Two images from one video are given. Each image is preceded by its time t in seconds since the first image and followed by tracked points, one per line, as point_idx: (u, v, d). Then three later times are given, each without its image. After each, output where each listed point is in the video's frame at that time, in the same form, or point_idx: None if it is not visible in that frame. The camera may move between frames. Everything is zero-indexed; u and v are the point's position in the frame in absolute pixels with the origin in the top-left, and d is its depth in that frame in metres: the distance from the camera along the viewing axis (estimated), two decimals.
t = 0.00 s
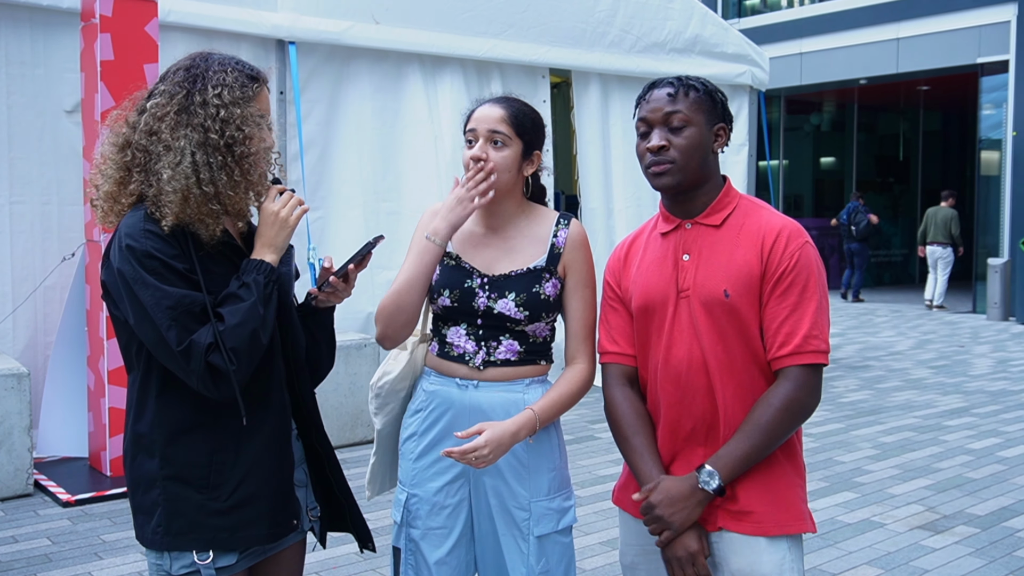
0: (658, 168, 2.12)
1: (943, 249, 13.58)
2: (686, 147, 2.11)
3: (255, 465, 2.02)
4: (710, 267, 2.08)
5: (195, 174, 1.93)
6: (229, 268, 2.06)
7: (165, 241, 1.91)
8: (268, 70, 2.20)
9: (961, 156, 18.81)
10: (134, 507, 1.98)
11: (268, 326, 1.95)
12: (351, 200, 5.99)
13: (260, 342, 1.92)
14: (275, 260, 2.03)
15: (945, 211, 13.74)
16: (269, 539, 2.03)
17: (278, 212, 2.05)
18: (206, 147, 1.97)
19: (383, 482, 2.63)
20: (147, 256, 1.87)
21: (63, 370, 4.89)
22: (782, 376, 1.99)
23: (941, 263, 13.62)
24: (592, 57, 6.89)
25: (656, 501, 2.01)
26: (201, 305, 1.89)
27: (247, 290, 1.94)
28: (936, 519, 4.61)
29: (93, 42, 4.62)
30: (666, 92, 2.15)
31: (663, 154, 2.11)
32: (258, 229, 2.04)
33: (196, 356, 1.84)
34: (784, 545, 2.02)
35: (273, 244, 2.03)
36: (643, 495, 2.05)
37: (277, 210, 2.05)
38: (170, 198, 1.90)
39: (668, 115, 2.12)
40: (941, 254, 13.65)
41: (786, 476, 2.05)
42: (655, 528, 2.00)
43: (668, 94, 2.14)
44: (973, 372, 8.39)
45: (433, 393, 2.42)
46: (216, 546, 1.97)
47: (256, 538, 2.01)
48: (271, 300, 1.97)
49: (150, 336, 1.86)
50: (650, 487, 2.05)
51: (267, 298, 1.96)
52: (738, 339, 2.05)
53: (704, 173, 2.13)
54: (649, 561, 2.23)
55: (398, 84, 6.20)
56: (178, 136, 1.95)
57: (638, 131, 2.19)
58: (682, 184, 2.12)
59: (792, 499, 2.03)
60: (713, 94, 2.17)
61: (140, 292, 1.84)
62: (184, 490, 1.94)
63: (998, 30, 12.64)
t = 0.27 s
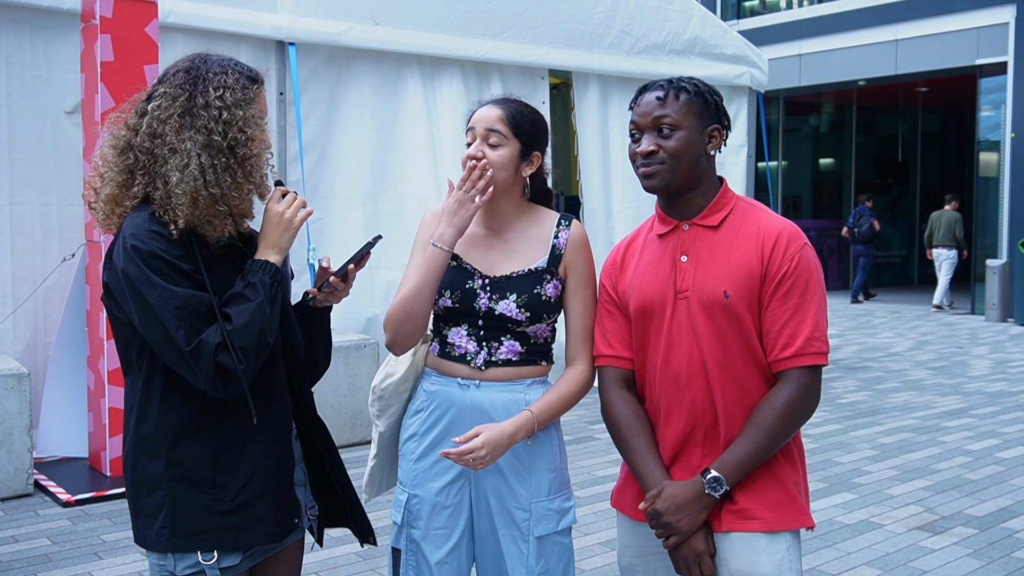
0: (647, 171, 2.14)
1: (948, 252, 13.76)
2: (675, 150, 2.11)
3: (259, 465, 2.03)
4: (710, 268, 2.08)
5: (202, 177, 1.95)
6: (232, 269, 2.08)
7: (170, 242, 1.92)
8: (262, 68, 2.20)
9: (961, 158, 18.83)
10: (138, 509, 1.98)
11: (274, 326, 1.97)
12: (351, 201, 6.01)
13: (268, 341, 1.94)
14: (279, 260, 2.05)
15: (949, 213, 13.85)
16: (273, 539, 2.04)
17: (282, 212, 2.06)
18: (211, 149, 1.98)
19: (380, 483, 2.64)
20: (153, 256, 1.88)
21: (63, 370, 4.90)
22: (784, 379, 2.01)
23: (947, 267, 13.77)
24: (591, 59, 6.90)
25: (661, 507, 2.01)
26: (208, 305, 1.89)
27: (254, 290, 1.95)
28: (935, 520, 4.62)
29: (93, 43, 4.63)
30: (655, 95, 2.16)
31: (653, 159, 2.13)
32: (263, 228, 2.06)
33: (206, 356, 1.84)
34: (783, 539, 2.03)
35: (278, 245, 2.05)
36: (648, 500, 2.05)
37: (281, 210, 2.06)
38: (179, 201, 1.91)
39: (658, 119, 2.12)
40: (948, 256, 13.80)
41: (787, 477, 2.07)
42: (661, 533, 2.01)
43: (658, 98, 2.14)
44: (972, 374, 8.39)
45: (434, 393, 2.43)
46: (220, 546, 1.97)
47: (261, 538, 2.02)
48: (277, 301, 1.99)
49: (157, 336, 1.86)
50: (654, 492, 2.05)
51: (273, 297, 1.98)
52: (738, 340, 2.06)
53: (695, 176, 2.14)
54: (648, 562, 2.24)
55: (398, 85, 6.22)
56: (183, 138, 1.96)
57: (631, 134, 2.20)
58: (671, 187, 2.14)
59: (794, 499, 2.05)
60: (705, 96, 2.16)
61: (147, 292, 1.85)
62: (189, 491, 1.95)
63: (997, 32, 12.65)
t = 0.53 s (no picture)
0: (648, 173, 2.16)
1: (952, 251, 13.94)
2: (675, 151, 2.13)
3: (264, 466, 2.03)
4: (713, 269, 2.09)
5: (205, 178, 1.96)
6: (235, 271, 2.08)
7: (174, 245, 1.93)
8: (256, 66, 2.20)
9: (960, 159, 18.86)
10: (142, 510, 1.99)
11: (279, 327, 1.98)
12: (351, 201, 6.01)
13: (273, 342, 1.94)
14: (284, 261, 2.05)
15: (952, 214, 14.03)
16: (278, 539, 2.05)
17: (289, 215, 2.07)
18: (212, 150, 1.99)
19: (385, 481, 2.65)
20: (157, 260, 1.88)
21: (63, 370, 4.90)
22: (781, 380, 2.01)
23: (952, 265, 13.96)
24: (591, 59, 6.91)
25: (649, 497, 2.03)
26: (212, 307, 1.90)
27: (259, 291, 1.96)
28: (934, 521, 4.63)
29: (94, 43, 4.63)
30: (652, 99, 2.18)
31: (652, 161, 2.15)
32: (268, 231, 2.06)
33: (211, 358, 1.84)
34: (778, 539, 2.03)
35: (282, 246, 2.05)
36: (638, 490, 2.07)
37: (287, 212, 2.07)
38: (184, 203, 1.92)
39: (654, 123, 2.14)
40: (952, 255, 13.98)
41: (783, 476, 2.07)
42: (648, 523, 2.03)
43: (654, 101, 2.17)
44: (971, 374, 8.40)
45: (434, 393, 2.44)
46: (225, 547, 1.98)
47: (266, 539, 2.03)
48: (282, 302, 1.99)
49: (161, 339, 1.86)
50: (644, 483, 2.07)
51: (278, 298, 1.98)
52: (739, 340, 2.06)
53: (698, 175, 2.15)
54: (646, 562, 2.25)
55: (398, 85, 6.22)
56: (184, 140, 1.96)
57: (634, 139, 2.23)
58: (674, 188, 2.15)
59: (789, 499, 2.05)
60: (705, 94, 2.17)
61: (152, 295, 1.85)
62: (194, 493, 1.95)
63: (995, 34, 12.67)
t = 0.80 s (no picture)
0: (656, 166, 2.16)
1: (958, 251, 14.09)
2: (687, 149, 2.12)
3: (268, 467, 2.03)
4: (712, 272, 2.10)
5: (207, 179, 1.96)
6: (236, 272, 2.09)
7: (174, 246, 1.93)
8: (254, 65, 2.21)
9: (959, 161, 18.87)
10: (145, 511, 2.00)
11: (280, 329, 1.98)
12: (352, 201, 6.02)
13: (273, 344, 1.95)
14: (285, 262, 2.05)
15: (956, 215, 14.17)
16: (281, 539, 2.05)
17: (288, 215, 2.07)
18: (213, 150, 1.99)
19: (393, 475, 2.69)
20: (157, 261, 1.89)
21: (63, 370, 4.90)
22: (777, 385, 2.02)
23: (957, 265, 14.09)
24: (592, 61, 6.92)
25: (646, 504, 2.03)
26: (212, 309, 1.91)
27: (259, 292, 1.96)
28: (933, 522, 4.63)
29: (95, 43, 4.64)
30: (672, 94, 2.17)
31: (661, 154, 2.15)
32: (269, 230, 2.06)
33: (212, 361, 1.85)
34: (778, 541, 2.03)
35: (284, 246, 2.05)
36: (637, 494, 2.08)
37: (287, 213, 2.07)
38: (187, 205, 1.93)
39: (669, 117, 2.14)
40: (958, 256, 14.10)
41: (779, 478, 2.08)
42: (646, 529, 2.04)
43: (673, 96, 2.16)
44: (970, 375, 8.41)
45: (434, 393, 2.45)
46: (228, 548, 1.98)
47: (269, 539, 2.03)
48: (282, 303, 2.00)
49: (162, 341, 1.87)
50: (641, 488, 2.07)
51: (279, 300, 1.98)
52: (737, 345, 2.07)
53: (705, 176, 2.15)
54: (645, 563, 2.25)
55: (399, 86, 6.23)
56: (186, 141, 1.97)
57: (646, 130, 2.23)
58: (679, 185, 2.15)
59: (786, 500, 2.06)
60: (724, 98, 2.17)
61: (152, 298, 1.86)
62: (197, 493, 1.96)
63: (995, 35, 12.68)
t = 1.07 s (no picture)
0: (658, 168, 2.17)
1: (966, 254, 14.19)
2: (689, 151, 2.13)
3: (268, 467, 2.05)
4: (713, 273, 2.10)
5: (217, 175, 1.98)
6: (239, 273, 2.10)
7: (179, 245, 1.94)
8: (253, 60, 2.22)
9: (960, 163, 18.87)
10: (146, 510, 2.00)
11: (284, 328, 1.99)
12: (352, 202, 6.03)
13: (277, 345, 1.96)
14: (288, 262, 2.07)
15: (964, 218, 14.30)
16: (281, 539, 2.06)
17: (294, 216, 2.09)
18: (220, 146, 2.00)
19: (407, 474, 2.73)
20: (163, 260, 1.90)
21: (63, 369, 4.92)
22: (778, 385, 2.02)
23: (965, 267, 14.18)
24: (592, 62, 6.93)
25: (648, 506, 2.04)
26: (216, 308, 1.92)
27: (264, 293, 1.97)
28: (933, 523, 4.63)
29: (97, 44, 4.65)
30: (675, 95, 2.18)
31: (663, 156, 2.16)
32: (274, 231, 2.08)
33: (216, 360, 1.86)
34: (778, 542, 2.03)
35: (288, 247, 2.07)
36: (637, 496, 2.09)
37: (292, 213, 2.09)
38: (200, 202, 1.95)
39: (671, 118, 2.15)
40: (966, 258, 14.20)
41: (783, 481, 2.08)
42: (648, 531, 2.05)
43: (676, 97, 2.17)
44: (970, 377, 8.41)
45: (445, 397, 2.48)
46: (228, 547, 1.99)
47: (268, 539, 2.04)
48: (287, 303, 2.01)
49: (166, 340, 1.88)
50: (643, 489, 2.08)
51: (283, 300, 2.00)
52: (737, 346, 2.07)
53: (706, 178, 2.15)
54: (645, 564, 2.26)
55: (399, 87, 6.24)
56: (193, 139, 1.98)
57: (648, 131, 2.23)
58: (682, 188, 2.15)
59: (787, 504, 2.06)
60: (726, 100, 2.18)
61: (157, 296, 1.86)
62: (198, 492, 1.97)
63: (996, 38, 12.69)
